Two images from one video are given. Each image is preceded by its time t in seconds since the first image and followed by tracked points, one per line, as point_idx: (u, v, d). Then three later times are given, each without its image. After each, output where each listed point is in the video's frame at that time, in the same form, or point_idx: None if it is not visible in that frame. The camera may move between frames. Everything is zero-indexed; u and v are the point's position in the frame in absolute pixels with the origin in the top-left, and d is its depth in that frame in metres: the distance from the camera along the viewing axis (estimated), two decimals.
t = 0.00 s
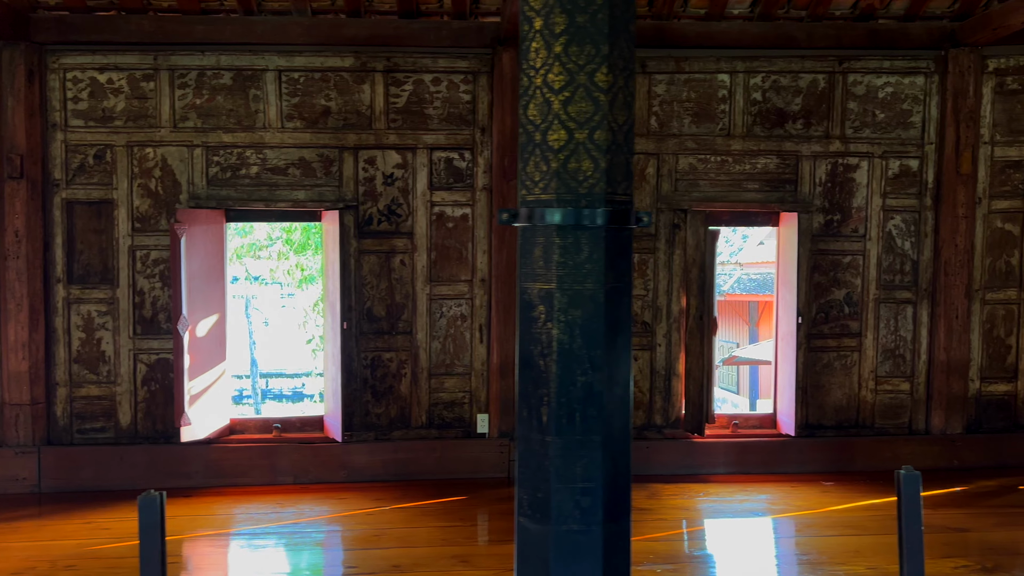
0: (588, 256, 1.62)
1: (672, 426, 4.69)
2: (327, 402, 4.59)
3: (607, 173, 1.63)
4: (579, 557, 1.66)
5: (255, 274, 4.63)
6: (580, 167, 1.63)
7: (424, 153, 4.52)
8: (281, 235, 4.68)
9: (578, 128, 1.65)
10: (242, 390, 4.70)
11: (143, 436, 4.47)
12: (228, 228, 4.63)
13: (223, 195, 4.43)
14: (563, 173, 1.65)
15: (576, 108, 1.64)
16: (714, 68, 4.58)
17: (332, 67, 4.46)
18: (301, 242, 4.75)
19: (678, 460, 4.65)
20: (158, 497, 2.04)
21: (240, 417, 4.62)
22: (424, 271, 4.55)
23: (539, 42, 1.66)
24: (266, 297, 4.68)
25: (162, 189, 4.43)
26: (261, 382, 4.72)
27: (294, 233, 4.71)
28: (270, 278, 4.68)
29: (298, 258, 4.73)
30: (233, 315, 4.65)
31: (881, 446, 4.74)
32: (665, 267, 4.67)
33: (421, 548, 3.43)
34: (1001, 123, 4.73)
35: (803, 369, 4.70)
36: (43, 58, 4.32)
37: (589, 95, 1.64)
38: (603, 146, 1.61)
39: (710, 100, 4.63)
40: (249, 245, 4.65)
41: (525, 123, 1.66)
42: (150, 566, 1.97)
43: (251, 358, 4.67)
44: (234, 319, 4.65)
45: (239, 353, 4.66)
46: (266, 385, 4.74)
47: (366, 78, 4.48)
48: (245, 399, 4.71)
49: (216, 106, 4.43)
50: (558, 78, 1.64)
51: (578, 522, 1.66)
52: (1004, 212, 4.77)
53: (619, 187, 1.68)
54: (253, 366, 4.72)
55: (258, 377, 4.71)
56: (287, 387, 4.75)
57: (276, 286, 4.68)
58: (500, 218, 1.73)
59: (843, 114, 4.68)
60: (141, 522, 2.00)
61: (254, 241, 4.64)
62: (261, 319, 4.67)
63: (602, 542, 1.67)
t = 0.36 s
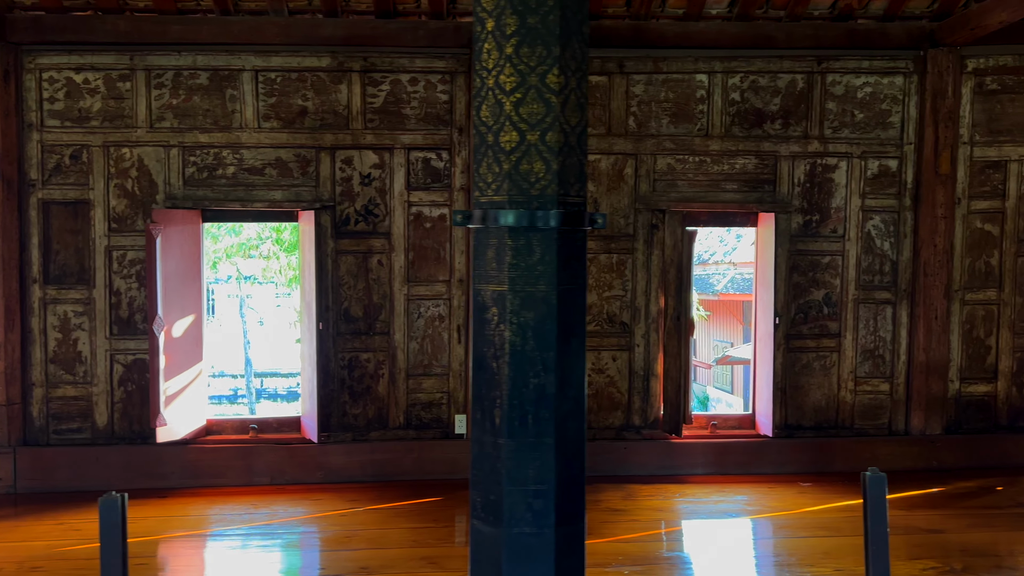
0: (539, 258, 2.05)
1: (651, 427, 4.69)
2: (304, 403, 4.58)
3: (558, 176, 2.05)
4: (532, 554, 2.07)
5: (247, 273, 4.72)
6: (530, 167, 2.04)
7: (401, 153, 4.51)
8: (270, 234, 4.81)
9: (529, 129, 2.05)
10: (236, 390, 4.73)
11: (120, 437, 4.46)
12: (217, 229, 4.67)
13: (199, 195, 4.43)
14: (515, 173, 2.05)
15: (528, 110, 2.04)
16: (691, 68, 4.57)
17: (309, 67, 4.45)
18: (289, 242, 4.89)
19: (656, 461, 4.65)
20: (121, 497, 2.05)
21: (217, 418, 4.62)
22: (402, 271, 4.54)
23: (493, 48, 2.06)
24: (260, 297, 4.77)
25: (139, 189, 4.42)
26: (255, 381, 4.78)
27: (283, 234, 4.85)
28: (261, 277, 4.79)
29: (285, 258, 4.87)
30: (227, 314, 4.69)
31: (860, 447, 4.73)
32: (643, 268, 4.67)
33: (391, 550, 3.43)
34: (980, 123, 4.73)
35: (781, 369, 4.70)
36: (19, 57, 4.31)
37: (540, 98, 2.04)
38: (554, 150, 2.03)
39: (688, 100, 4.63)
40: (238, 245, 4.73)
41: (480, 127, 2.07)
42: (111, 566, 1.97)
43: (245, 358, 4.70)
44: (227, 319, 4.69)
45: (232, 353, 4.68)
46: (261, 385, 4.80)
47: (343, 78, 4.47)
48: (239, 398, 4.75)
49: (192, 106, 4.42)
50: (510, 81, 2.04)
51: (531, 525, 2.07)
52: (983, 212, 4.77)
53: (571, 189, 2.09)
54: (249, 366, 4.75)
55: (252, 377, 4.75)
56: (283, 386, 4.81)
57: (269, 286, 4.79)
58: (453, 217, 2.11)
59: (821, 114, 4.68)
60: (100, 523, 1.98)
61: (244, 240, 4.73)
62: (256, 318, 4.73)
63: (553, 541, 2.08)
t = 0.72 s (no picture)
0: (491, 258, 2.03)
1: (629, 427, 4.68)
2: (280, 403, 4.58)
3: (510, 175, 2.04)
4: (485, 556, 2.06)
5: (241, 273, 4.66)
6: (482, 167, 2.03)
7: (378, 153, 4.50)
8: (261, 235, 4.74)
9: (480, 128, 2.04)
10: (231, 390, 4.68)
11: (96, 437, 4.45)
12: (206, 229, 4.62)
13: (175, 195, 4.42)
14: (466, 173, 2.04)
15: (479, 109, 2.03)
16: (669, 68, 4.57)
17: (285, 67, 4.44)
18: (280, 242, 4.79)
19: (634, 462, 4.64)
20: (81, 500, 2.09)
21: (194, 419, 4.60)
22: (379, 272, 4.53)
23: (443, 46, 2.05)
24: (255, 297, 4.73)
25: (115, 189, 4.41)
26: (252, 382, 4.72)
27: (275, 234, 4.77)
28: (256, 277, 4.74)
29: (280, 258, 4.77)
30: (222, 314, 4.65)
31: (840, 448, 4.71)
32: (622, 268, 4.66)
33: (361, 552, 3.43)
34: (960, 123, 4.72)
35: (760, 370, 4.68)
36: None
37: (490, 97, 2.03)
38: (505, 149, 2.02)
39: (667, 100, 4.62)
40: (228, 245, 4.66)
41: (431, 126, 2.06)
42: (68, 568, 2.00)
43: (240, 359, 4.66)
44: (222, 319, 4.65)
45: (227, 353, 4.66)
46: (257, 385, 4.74)
47: (320, 78, 4.46)
48: (235, 398, 4.70)
49: (168, 106, 4.41)
50: (461, 79, 2.03)
51: (482, 526, 2.06)
52: (963, 212, 4.76)
53: (524, 188, 2.07)
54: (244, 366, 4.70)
55: (247, 377, 4.70)
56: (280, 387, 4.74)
57: (264, 286, 4.74)
58: (407, 218, 2.09)
59: (800, 113, 4.67)
60: (59, 525, 2.02)
61: (234, 241, 4.67)
62: (251, 318, 4.69)
63: (505, 543, 2.07)
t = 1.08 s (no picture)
0: (440, 259, 2.03)
1: (607, 427, 4.68)
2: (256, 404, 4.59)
3: (459, 175, 2.03)
4: (434, 557, 2.06)
5: (234, 273, 4.70)
6: (431, 167, 2.03)
7: (355, 153, 4.49)
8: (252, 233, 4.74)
9: (429, 128, 2.03)
10: (226, 390, 4.69)
11: (72, 438, 4.44)
12: (196, 229, 4.61)
13: (152, 195, 4.41)
14: (416, 173, 2.03)
15: (428, 109, 2.02)
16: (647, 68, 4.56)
17: (262, 66, 4.43)
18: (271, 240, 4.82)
19: (612, 462, 4.63)
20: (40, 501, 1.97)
21: (170, 420, 4.59)
22: (356, 272, 4.52)
23: (392, 45, 2.04)
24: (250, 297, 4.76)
25: (91, 189, 4.40)
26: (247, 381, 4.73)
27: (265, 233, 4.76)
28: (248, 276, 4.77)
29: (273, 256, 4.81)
30: (218, 315, 4.67)
31: (818, 448, 4.70)
32: (600, 269, 4.65)
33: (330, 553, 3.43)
34: (939, 123, 4.71)
35: (737, 370, 4.68)
36: None
37: (439, 97, 2.02)
38: (454, 149, 2.02)
39: (645, 100, 4.61)
40: (218, 245, 4.68)
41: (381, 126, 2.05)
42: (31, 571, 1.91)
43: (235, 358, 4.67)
44: (217, 320, 4.68)
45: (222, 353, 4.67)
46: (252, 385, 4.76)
47: (296, 78, 4.46)
48: (230, 398, 4.71)
49: (144, 106, 4.40)
50: (410, 79, 2.02)
51: (432, 528, 2.06)
52: (942, 212, 4.74)
53: (474, 188, 2.07)
54: (239, 365, 4.70)
55: (243, 377, 4.72)
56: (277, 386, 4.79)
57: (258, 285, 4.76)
58: (358, 216, 2.09)
59: (778, 113, 4.66)
60: (17, 526, 1.91)
61: (223, 241, 4.69)
62: (247, 318, 4.73)
63: (455, 544, 2.07)
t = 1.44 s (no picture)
0: (391, 259, 2.02)
1: (585, 427, 4.69)
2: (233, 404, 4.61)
3: (409, 175, 2.03)
4: (385, 557, 2.06)
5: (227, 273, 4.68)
6: (381, 166, 2.03)
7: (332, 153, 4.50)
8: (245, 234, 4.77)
9: (379, 128, 2.03)
10: (221, 390, 4.72)
11: (49, 438, 4.43)
12: (187, 230, 4.62)
13: (129, 195, 4.41)
14: (366, 173, 2.03)
15: (378, 108, 2.02)
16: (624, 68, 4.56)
17: (239, 66, 4.44)
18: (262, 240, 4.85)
19: (589, 462, 4.64)
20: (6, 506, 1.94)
21: (147, 420, 4.59)
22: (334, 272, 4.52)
23: (343, 45, 2.04)
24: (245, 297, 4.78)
25: (68, 189, 4.39)
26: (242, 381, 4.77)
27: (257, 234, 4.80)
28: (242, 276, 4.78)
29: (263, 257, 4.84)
30: (212, 315, 4.69)
31: (796, 448, 4.71)
32: (578, 269, 4.66)
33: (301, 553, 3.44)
34: (917, 123, 4.71)
35: (715, 370, 4.69)
36: None
37: (389, 97, 2.02)
38: (404, 148, 2.02)
39: (622, 100, 4.62)
40: (209, 246, 4.68)
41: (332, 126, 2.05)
42: None
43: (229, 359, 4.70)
44: (212, 320, 4.70)
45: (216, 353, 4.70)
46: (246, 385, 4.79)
47: (273, 78, 4.46)
48: (224, 398, 4.74)
49: (121, 106, 4.41)
50: (360, 79, 2.02)
51: (383, 528, 2.06)
52: (920, 213, 4.75)
53: (426, 188, 2.05)
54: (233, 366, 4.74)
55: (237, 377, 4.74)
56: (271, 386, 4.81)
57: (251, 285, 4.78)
58: (312, 220, 2.09)
59: (755, 113, 4.67)
60: None
61: (214, 241, 4.68)
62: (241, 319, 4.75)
63: (405, 544, 2.06)
